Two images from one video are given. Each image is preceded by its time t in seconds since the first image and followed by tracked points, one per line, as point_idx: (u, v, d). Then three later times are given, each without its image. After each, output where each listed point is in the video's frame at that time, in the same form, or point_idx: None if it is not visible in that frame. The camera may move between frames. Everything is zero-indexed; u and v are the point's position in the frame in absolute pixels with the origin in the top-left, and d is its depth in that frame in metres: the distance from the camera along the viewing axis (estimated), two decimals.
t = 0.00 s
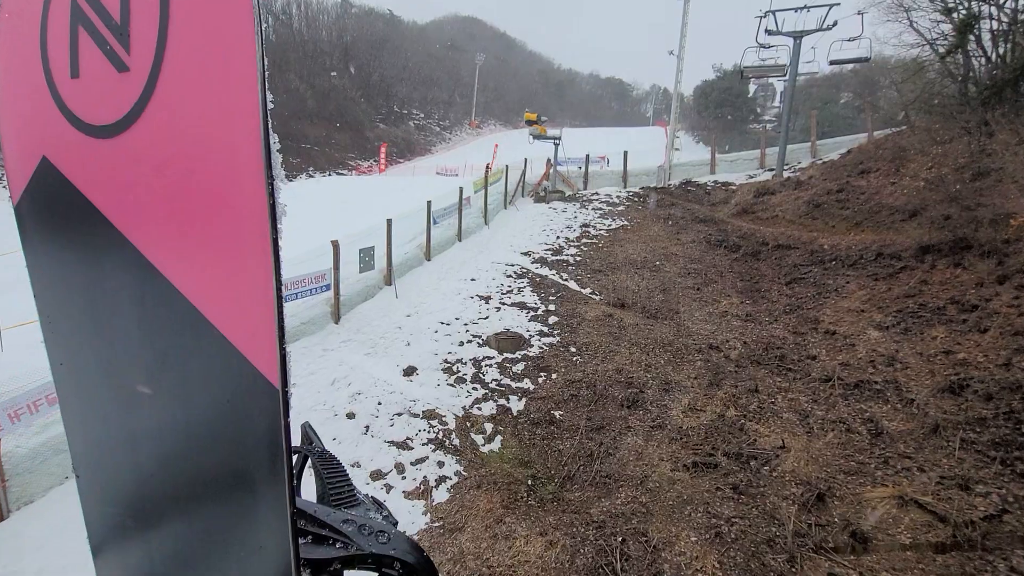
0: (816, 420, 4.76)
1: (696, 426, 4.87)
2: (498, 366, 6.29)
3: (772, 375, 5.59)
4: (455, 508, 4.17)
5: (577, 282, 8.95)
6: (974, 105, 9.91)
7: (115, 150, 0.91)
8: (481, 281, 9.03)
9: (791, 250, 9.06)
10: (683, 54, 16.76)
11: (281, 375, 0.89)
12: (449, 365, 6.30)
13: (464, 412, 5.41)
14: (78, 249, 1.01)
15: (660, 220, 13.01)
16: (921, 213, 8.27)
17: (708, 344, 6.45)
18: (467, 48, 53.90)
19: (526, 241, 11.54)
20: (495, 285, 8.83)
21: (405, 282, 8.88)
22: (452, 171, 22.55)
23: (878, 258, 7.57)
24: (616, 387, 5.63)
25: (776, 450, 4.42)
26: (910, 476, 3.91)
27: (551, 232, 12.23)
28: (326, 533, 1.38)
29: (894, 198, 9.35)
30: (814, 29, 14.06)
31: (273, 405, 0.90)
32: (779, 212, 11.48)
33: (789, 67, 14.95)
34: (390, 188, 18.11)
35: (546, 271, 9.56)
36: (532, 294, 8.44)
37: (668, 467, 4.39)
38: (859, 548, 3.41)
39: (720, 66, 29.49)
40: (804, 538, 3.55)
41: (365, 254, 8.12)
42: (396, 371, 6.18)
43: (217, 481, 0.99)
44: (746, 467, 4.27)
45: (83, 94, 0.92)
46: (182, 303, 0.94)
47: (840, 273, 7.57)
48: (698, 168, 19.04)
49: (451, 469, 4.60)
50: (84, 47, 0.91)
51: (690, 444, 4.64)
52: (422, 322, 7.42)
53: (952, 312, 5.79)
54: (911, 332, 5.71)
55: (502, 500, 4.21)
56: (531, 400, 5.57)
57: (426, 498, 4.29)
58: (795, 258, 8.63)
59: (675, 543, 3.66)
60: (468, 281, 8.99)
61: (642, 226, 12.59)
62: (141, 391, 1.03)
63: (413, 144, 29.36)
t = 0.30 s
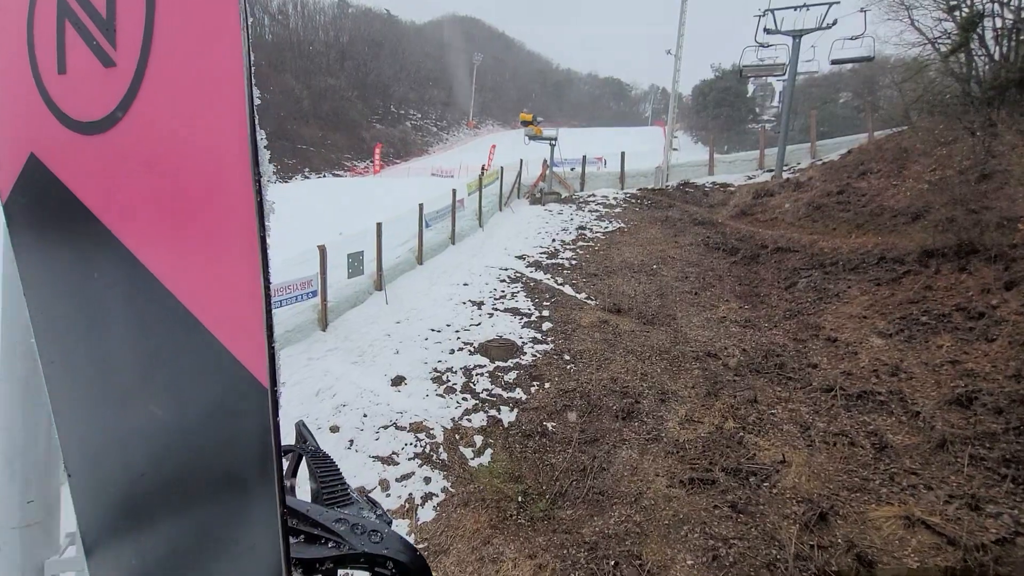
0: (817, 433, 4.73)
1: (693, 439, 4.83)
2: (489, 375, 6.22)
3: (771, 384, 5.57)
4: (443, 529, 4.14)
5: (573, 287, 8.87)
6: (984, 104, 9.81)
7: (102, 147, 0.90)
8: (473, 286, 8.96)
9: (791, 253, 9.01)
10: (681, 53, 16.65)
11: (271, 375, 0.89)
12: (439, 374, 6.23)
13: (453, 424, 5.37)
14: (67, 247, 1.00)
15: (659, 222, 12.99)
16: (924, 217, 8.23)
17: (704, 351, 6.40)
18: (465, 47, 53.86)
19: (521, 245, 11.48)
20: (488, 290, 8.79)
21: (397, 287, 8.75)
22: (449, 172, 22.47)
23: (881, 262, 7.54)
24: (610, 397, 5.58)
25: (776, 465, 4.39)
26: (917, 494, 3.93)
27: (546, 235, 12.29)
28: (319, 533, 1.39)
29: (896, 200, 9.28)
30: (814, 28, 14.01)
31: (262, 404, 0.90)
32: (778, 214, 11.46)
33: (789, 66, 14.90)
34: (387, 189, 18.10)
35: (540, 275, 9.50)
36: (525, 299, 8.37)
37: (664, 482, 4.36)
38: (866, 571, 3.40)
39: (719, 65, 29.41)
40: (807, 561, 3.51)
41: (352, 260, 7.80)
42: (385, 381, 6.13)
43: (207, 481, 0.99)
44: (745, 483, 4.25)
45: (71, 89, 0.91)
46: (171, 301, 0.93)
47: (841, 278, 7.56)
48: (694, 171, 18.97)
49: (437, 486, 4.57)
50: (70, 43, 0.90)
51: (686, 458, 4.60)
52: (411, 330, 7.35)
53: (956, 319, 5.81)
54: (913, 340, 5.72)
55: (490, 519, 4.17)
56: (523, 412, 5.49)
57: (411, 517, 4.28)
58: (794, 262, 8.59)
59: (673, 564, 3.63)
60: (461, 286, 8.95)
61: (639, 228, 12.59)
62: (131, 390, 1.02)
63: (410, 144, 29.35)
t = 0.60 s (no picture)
0: (817, 446, 4.63)
1: (690, 453, 4.73)
2: (479, 385, 6.16)
3: (770, 395, 5.44)
4: (426, 550, 4.01)
5: (567, 292, 8.76)
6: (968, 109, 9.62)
7: (101, 154, 0.91)
8: (465, 292, 8.94)
9: (790, 257, 8.95)
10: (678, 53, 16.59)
11: (267, 379, 0.89)
12: (428, 384, 6.17)
13: (441, 435, 5.31)
14: (65, 253, 1.00)
15: (656, 224, 12.99)
16: (927, 220, 8.13)
17: (699, 360, 6.29)
18: (463, 46, 53.78)
19: (515, 249, 11.42)
20: (480, 296, 8.74)
21: (387, 291, 8.82)
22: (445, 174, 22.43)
23: (882, 267, 7.42)
24: (603, 408, 5.48)
25: (777, 482, 4.28)
26: (922, 514, 3.77)
27: (540, 238, 12.24)
28: (316, 536, 1.41)
29: (899, 202, 9.18)
30: (813, 28, 13.99)
31: (258, 409, 0.91)
32: (777, 217, 11.47)
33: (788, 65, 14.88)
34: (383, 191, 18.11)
35: (534, 280, 9.47)
36: (518, 305, 8.30)
37: (660, 500, 4.25)
38: None
39: (717, 65, 29.46)
40: None
41: (340, 265, 7.97)
42: (372, 391, 6.06)
43: (203, 485, 0.99)
44: (744, 501, 4.13)
45: (70, 96, 0.91)
46: (168, 307, 0.93)
47: (842, 283, 7.45)
48: (693, 172, 18.92)
49: (423, 503, 4.47)
50: (69, 50, 0.90)
51: (683, 474, 4.50)
52: (399, 339, 7.26)
53: (963, 328, 5.67)
54: (918, 348, 5.59)
55: (477, 540, 4.07)
56: (514, 423, 5.41)
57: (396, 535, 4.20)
58: (793, 266, 8.51)
59: None
60: (452, 292, 8.91)
61: (636, 231, 12.55)
62: (128, 393, 1.03)
63: (407, 145, 29.33)
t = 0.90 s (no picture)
0: (819, 460, 4.43)
1: (686, 469, 4.53)
2: (470, 395, 5.94)
3: (771, 405, 5.23)
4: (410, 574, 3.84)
5: (562, 297, 8.68)
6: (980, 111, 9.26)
7: (109, 152, 0.91)
8: (457, 297, 8.81)
9: (789, 260, 8.88)
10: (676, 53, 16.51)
11: (274, 376, 0.90)
12: (416, 396, 5.98)
13: (429, 450, 5.11)
14: (72, 254, 1.01)
15: (654, 227, 12.97)
16: (930, 223, 8.06)
17: (696, 367, 6.11)
18: (462, 46, 53.86)
19: (510, 253, 11.39)
20: (473, 301, 8.61)
21: (376, 296, 8.73)
22: (440, 176, 22.35)
23: (884, 271, 7.26)
24: (598, 418, 5.31)
25: (777, 501, 4.07)
26: (929, 537, 3.55)
27: (536, 241, 12.26)
28: (321, 532, 1.40)
29: (901, 205, 9.13)
30: (813, 27, 13.97)
31: (265, 406, 0.91)
32: (777, 220, 11.46)
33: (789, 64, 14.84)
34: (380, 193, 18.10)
35: (528, 284, 9.40)
36: (511, 311, 8.15)
37: (655, 520, 4.06)
38: None
39: (717, 66, 29.47)
40: None
41: (328, 270, 7.79)
42: (357, 403, 5.90)
43: (210, 482, 1.00)
44: (742, 522, 3.93)
45: (78, 94, 0.92)
46: (176, 304, 0.94)
47: (843, 288, 7.30)
48: (691, 174, 18.89)
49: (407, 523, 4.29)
50: (77, 48, 0.91)
51: (679, 492, 4.30)
52: (386, 347, 7.12)
53: (969, 338, 5.43)
54: (924, 359, 5.34)
55: (463, 564, 3.91)
56: (505, 436, 5.22)
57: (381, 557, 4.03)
58: (795, 270, 8.40)
59: None
60: (444, 297, 8.80)
61: (633, 234, 12.51)
62: (134, 391, 1.03)
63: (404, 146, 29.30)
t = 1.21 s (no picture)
0: (821, 477, 4.34)
1: (683, 487, 4.43)
2: (459, 408, 5.91)
3: (771, 418, 5.16)
4: None
5: (557, 303, 8.68)
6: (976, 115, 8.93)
7: (107, 155, 0.91)
8: (449, 304, 8.81)
9: (789, 265, 8.88)
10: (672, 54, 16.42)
11: (273, 379, 0.90)
12: (404, 408, 5.95)
13: (416, 465, 5.09)
14: (70, 255, 1.01)
15: (652, 230, 13.01)
16: (933, 228, 8.14)
17: (693, 376, 6.10)
18: (460, 46, 53.88)
19: (505, 258, 11.39)
20: (465, 308, 8.60)
21: (365, 304, 8.75)
22: (436, 178, 22.30)
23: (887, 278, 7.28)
24: (592, 430, 5.27)
25: (780, 520, 3.97)
26: (938, 563, 3.43)
27: (530, 245, 12.25)
28: (319, 535, 1.41)
29: (905, 210, 9.22)
30: (812, 27, 14.02)
31: (264, 408, 0.91)
32: (776, 223, 11.53)
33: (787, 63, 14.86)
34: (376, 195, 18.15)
35: (522, 291, 9.39)
36: (504, 318, 8.15)
37: (650, 541, 3.98)
38: None
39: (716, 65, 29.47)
40: None
41: (317, 277, 7.69)
42: (344, 416, 5.88)
43: (208, 485, 1.00)
44: (742, 544, 3.83)
45: (76, 97, 0.92)
46: (175, 306, 0.94)
47: (845, 294, 7.29)
48: (689, 175, 18.95)
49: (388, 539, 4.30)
50: (75, 51, 0.91)
51: (675, 512, 4.20)
52: (375, 357, 7.10)
53: (976, 349, 5.38)
54: (929, 369, 5.33)
55: None
56: (495, 450, 5.19)
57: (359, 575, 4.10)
58: (794, 275, 8.38)
59: None
60: (436, 304, 8.80)
61: (630, 237, 12.54)
62: (132, 394, 1.03)
63: (402, 148, 29.30)
